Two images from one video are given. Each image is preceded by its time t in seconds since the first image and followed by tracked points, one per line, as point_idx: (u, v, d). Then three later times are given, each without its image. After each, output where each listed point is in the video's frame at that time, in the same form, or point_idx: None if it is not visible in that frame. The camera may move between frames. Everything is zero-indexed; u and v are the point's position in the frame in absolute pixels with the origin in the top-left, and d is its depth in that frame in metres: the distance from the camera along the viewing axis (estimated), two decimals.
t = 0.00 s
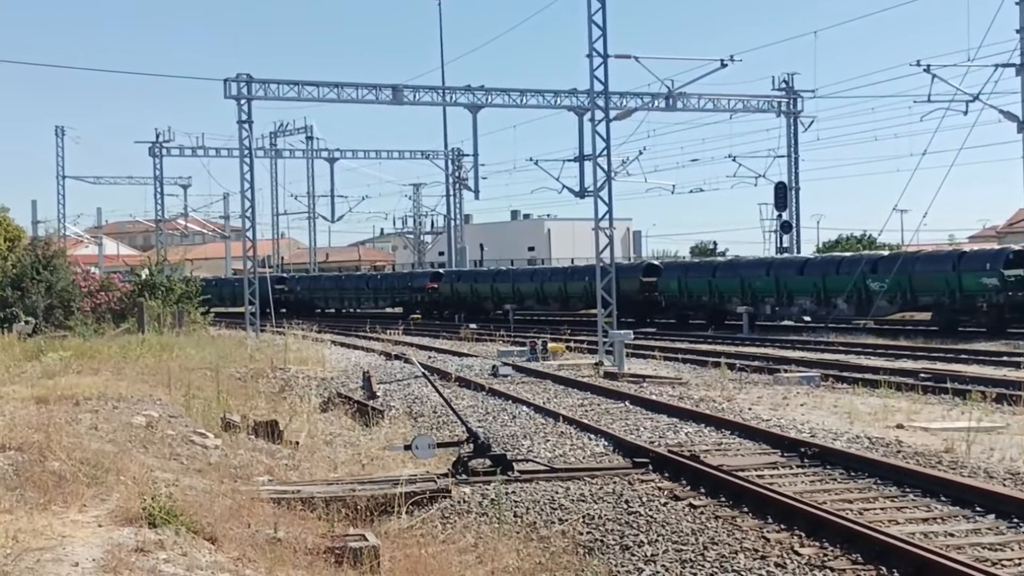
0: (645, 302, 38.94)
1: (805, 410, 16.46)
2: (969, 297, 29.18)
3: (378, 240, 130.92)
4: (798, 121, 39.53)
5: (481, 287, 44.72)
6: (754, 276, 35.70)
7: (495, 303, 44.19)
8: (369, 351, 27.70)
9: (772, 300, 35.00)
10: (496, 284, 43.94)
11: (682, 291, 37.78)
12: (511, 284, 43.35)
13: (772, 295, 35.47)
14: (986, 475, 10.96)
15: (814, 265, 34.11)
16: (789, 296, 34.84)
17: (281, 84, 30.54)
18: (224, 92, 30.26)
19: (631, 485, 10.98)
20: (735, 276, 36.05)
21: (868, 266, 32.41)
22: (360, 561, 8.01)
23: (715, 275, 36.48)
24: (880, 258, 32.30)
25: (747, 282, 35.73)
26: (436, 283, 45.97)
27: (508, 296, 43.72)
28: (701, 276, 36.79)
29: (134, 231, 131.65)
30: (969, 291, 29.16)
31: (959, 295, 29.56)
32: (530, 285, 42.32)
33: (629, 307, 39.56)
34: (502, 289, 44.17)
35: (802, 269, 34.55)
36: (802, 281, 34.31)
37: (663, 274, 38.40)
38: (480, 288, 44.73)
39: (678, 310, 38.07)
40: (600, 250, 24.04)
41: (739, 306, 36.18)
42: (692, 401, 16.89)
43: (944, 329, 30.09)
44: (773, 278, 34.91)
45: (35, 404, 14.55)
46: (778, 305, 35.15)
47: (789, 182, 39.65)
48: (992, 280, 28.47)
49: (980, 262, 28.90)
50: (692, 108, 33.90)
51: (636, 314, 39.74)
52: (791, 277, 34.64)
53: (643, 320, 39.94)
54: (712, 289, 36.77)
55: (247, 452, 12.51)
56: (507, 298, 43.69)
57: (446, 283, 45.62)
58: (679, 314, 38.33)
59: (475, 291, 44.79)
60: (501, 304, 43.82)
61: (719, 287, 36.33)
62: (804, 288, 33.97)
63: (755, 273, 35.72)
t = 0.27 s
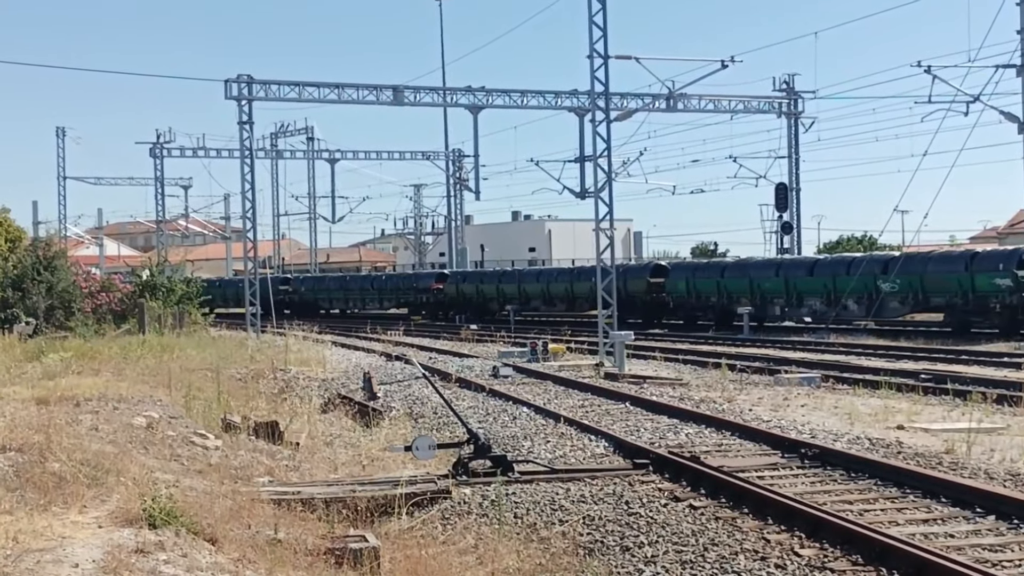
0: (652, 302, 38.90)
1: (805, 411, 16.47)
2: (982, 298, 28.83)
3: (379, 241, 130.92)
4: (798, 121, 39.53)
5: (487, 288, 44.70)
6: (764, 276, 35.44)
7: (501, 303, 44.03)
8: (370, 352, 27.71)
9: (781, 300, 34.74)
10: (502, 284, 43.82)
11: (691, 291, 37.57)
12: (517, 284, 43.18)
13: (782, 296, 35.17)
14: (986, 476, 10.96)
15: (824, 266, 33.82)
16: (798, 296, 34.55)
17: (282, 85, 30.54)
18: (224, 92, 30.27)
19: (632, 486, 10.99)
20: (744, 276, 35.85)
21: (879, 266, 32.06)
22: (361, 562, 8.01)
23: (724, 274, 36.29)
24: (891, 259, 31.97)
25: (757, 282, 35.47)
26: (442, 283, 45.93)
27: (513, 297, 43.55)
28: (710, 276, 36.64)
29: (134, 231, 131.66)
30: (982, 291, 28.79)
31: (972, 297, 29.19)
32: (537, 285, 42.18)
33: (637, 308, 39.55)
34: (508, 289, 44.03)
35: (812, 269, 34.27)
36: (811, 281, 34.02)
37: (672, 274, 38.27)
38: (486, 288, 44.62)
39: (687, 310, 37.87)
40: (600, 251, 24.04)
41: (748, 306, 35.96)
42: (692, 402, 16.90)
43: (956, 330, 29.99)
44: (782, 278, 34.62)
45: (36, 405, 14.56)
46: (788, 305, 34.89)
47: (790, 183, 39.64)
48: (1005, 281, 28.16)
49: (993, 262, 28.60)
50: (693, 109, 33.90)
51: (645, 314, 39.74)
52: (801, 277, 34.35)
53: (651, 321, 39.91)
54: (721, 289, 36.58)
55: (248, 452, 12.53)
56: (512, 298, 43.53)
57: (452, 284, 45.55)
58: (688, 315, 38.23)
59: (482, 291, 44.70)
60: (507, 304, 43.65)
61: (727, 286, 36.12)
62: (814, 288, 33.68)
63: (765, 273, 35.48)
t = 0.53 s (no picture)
0: (660, 304, 38.50)
1: (805, 414, 16.44)
2: (997, 299, 28.46)
3: (380, 243, 130.92)
4: (799, 123, 39.50)
5: (494, 289, 44.46)
6: (774, 277, 35.05)
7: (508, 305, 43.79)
8: (370, 354, 27.72)
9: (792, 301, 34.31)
10: (509, 286, 43.61)
11: (700, 293, 37.14)
12: (524, 286, 42.90)
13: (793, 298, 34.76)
14: (987, 478, 10.94)
15: (836, 267, 33.44)
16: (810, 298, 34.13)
17: (283, 87, 30.55)
18: (226, 94, 30.28)
19: (632, 488, 10.97)
20: (754, 277, 35.44)
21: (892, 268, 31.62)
22: (361, 564, 8.00)
23: (734, 276, 35.88)
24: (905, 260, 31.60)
25: (767, 283, 35.07)
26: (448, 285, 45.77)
27: (520, 298, 43.31)
28: (720, 277, 36.24)
29: (135, 233, 131.72)
30: (997, 294, 28.44)
31: (987, 299, 28.83)
32: (544, 287, 41.87)
33: (646, 310, 39.24)
34: (515, 291, 43.79)
35: (824, 271, 33.84)
36: (823, 282, 33.59)
37: (681, 276, 37.86)
38: (492, 289, 44.40)
39: (696, 313, 37.42)
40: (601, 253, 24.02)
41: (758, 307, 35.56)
42: (693, 404, 16.89)
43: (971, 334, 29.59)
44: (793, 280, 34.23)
45: (37, 407, 14.56)
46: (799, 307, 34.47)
47: (791, 185, 39.63)
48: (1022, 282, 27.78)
49: (1009, 263, 28.27)
50: (694, 111, 33.87)
51: (654, 317, 39.43)
52: (812, 279, 33.92)
53: (660, 323, 39.59)
54: (731, 290, 36.16)
55: (249, 454, 12.52)
56: (520, 300, 43.27)
57: (458, 286, 45.36)
58: (697, 317, 37.88)
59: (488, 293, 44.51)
60: (514, 306, 43.40)
61: (737, 287, 35.72)
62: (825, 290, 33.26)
63: (776, 275, 35.06)
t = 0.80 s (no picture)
0: (670, 306, 37.81)
1: (807, 415, 16.44)
2: (1012, 301, 27.80)
3: (381, 245, 130.95)
4: (801, 125, 39.50)
5: (501, 291, 43.94)
6: (785, 279, 34.46)
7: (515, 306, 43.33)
8: (372, 355, 27.72)
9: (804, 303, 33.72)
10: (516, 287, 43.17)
11: (709, 295, 36.52)
12: (531, 287, 42.38)
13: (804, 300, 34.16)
14: (989, 480, 10.94)
15: (848, 269, 32.87)
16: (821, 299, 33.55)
17: (285, 89, 30.56)
18: (228, 96, 30.30)
19: (634, 490, 10.97)
20: (766, 278, 34.84)
21: (906, 269, 31.06)
22: (363, 566, 8.01)
23: (745, 277, 35.27)
24: (918, 262, 30.99)
25: (778, 285, 34.48)
26: (454, 287, 45.42)
27: (528, 300, 42.82)
28: (731, 278, 35.60)
29: (137, 235, 131.88)
30: (1013, 295, 27.75)
31: (1003, 300, 28.13)
32: (552, 288, 41.27)
33: (656, 312, 38.57)
34: (521, 293, 43.32)
35: (836, 272, 33.27)
36: (835, 284, 33.02)
37: (691, 277, 37.22)
38: (499, 291, 43.99)
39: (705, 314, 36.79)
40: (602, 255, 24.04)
41: (769, 309, 34.96)
42: (695, 405, 16.89)
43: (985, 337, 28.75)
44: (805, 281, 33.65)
45: (39, 409, 14.58)
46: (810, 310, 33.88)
47: (793, 187, 39.61)
48: None
49: None
50: (696, 113, 33.87)
51: (663, 318, 38.73)
52: (825, 280, 33.33)
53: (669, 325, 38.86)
54: (741, 292, 35.53)
55: (251, 456, 12.53)
56: (526, 301, 42.77)
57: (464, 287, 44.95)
58: (707, 318, 37.15)
59: (495, 295, 44.14)
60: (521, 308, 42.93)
61: (748, 289, 35.13)
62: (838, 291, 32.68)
63: (787, 276, 34.46)
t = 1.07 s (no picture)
0: (682, 307, 37.49)
1: (811, 416, 16.42)
2: None
3: (385, 246, 131.03)
4: (805, 126, 39.48)
5: (510, 291, 43.72)
6: (799, 281, 34.16)
7: (524, 307, 43.13)
8: (375, 356, 27.71)
9: (818, 304, 33.40)
10: (525, 288, 42.97)
11: (721, 296, 36.24)
12: (541, 288, 42.16)
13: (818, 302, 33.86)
14: (993, 481, 10.92)
15: (863, 270, 32.56)
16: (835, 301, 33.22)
17: (288, 90, 30.54)
18: (231, 97, 30.30)
19: (637, 491, 10.96)
20: (778, 280, 34.52)
21: (922, 271, 30.75)
22: (367, 567, 8.01)
23: (758, 278, 34.96)
24: (935, 263, 30.68)
25: (792, 287, 34.19)
26: (463, 288, 45.23)
27: (537, 301, 42.58)
28: (743, 280, 35.29)
29: (141, 236, 132.11)
30: None
31: (1021, 301, 27.90)
32: (562, 290, 41.00)
33: (668, 314, 38.22)
34: (531, 295, 43.12)
35: (850, 273, 32.93)
36: (850, 285, 32.69)
37: (702, 279, 36.87)
38: (508, 292, 43.79)
39: (717, 316, 36.50)
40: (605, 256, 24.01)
41: (782, 310, 34.64)
42: (698, 407, 16.87)
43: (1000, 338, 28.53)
44: (819, 283, 33.34)
45: (43, 410, 14.58)
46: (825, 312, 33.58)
47: (796, 188, 39.57)
48: None
49: None
50: (699, 114, 33.84)
51: (674, 319, 38.39)
52: (839, 281, 33.01)
53: (681, 326, 38.53)
54: (753, 293, 35.23)
55: (255, 457, 12.54)
56: (536, 303, 42.55)
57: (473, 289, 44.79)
58: (719, 320, 36.68)
59: (504, 296, 43.94)
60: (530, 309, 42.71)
61: (761, 291, 34.85)
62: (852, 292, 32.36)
63: (801, 277, 34.12)
